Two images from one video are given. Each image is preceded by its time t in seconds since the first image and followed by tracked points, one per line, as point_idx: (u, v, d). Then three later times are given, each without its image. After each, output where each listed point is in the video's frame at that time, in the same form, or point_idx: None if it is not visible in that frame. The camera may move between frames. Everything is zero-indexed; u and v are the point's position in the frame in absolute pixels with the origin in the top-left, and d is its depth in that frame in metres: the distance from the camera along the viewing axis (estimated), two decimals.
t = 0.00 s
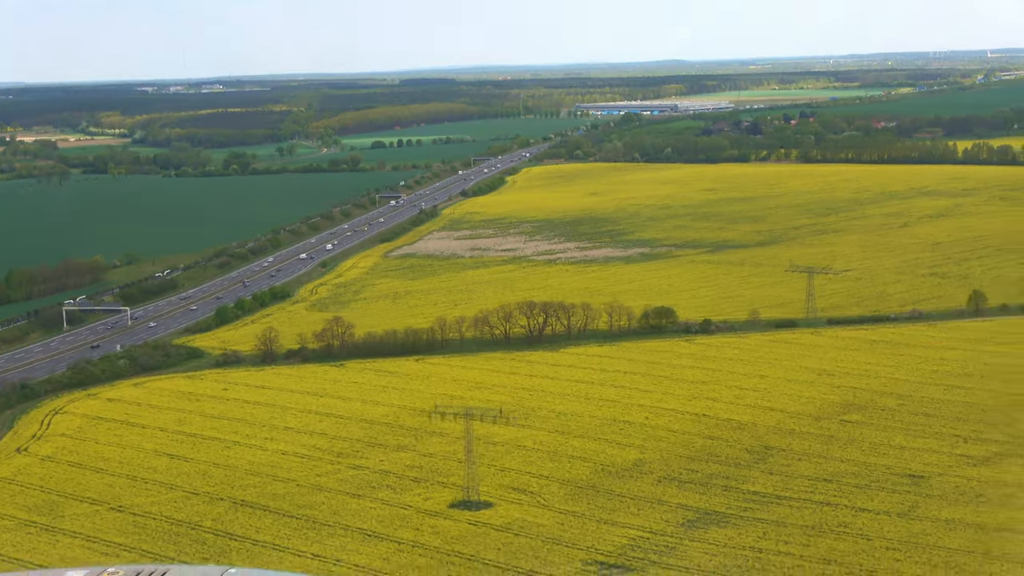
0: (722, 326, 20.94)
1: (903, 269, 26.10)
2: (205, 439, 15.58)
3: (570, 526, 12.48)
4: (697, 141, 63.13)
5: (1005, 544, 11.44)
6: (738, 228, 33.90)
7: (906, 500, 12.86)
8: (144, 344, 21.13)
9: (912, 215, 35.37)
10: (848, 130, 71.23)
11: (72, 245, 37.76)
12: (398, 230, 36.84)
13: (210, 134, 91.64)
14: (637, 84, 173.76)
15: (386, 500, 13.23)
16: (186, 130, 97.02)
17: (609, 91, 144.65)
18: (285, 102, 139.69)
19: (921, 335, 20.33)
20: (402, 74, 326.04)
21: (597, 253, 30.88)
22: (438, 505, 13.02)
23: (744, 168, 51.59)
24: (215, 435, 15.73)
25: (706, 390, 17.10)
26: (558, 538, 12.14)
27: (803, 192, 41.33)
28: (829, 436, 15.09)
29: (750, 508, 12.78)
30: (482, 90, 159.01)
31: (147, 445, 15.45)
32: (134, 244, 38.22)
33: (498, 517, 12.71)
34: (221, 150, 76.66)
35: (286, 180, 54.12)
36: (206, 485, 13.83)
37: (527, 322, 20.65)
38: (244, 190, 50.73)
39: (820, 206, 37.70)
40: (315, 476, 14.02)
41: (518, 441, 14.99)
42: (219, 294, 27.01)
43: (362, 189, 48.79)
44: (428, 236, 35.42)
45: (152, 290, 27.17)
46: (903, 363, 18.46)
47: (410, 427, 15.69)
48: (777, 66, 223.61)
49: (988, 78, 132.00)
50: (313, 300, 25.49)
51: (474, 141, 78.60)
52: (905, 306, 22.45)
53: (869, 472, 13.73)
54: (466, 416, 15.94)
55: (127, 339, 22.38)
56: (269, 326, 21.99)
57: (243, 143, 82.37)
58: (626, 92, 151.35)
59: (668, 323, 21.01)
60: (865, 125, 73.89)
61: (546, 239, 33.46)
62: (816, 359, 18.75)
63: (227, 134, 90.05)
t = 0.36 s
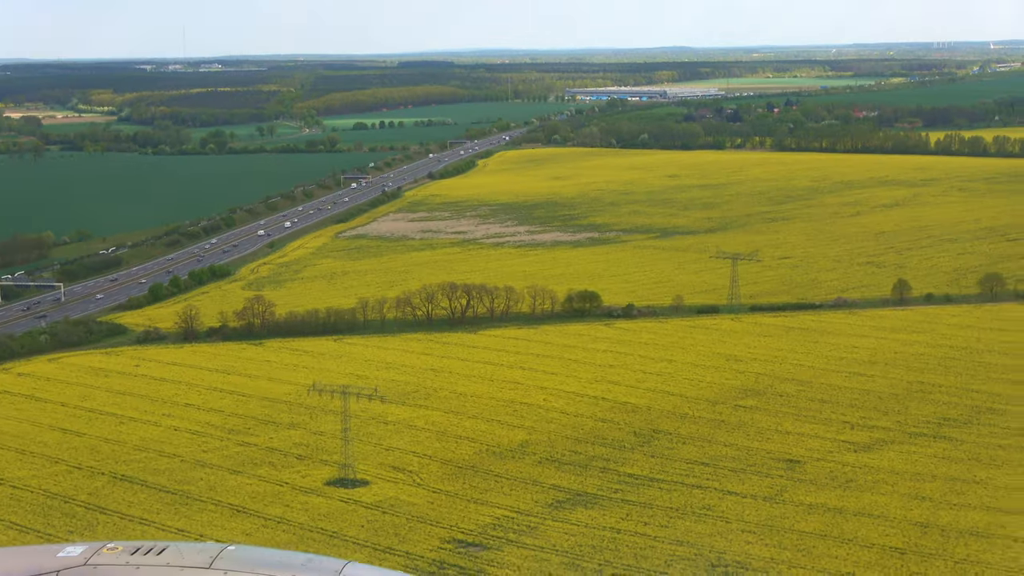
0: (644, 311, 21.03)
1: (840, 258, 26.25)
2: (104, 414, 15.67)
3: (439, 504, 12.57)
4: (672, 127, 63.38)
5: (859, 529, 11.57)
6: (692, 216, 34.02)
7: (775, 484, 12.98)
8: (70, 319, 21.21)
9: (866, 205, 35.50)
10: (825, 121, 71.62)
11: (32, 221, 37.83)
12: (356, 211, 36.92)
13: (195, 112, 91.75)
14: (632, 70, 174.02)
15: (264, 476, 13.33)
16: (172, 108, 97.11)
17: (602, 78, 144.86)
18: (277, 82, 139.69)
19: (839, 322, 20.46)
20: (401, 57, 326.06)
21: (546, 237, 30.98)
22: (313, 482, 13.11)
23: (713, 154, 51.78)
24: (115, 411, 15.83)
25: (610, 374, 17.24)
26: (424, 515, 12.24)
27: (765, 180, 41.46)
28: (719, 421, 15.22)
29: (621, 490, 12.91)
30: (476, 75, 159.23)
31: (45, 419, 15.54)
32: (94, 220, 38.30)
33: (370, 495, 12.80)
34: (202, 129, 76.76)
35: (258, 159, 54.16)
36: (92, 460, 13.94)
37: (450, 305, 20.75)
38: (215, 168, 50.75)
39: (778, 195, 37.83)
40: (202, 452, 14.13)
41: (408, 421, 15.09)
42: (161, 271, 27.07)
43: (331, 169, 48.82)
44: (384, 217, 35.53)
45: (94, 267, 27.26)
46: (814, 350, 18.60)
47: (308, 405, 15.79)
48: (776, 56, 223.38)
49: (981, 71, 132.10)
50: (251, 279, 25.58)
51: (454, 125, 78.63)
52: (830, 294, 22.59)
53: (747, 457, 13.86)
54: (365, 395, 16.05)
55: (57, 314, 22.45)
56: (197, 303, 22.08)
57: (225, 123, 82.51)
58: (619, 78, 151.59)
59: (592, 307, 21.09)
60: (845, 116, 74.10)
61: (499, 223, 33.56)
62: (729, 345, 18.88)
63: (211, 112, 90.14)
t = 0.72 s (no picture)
0: (567, 304, 21.14)
1: (776, 251, 26.42)
2: (4, 406, 15.75)
3: (312, 493, 12.67)
4: (645, 122, 63.57)
5: (717, 517, 11.67)
6: (644, 210, 34.11)
7: (649, 473, 13.10)
8: None
9: (820, 199, 35.61)
10: (799, 116, 71.98)
11: None
12: (312, 205, 36.97)
13: (176, 108, 91.84)
14: (622, 65, 174.06)
15: (146, 466, 13.41)
16: (155, 103, 97.17)
17: (590, 74, 145.13)
18: (264, 78, 139.69)
19: (759, 314, 20.55)
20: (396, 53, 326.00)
21: (494, 231, 31.05)
22: (194, 472, 13.20)
23: (681, 149, 51.99)
24: (15, 403, 15.87)
25: (517, 365, 17.36)
26: (293, 504, 12.34)
27: (726, 175, 41.57)
28: (612, 411, 15.34)
29: (496, 479, 13.02)
30: (465, 70, 159.36)
31: None
32: (52, 213, 38.31)
33: (247, 484, 12.88)
34: (179, 125, 76.85)
35: (227, 152, 54.15)
36: None
37: (372, 297, 20.86)
38: (181, 160, 50.75)
39: (734, 189, 37.91)
40: (90, 444, 14.19)
41: (303, 412, 15.22)
42: (101, 264, 27.13)
43: (296, 162, 48.88)
44: (338, 211, 35.61)
45: (35, 259, 27.30)
46: (726, 341, 18.74)
47: (208, 396, 15.88)
48: (770, 51, 223.61)
49: (970, 66, 132.29)
50: (189, 272, 25.64)
51: (432, 120, 78.72)
52: (758, 287, 22.71)
53: (629, 447, 13.98)
54: (267, 386, 16.16)
55: None
56: (125, 295, 22.15)
57: (204, 119, 82.62)
58: (608, 74, 151.80)
59: (515, 299, 21.22)
60: (821, 112, 74.55)
61: (450, 216, 33.63)
62: (643, 336, 18.99)
63: (192, 108, 90.24)
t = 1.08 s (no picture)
0: (490, 299, 21.28)
1: (712, 246, 26.58)
2: None
3: (189, 485, 12.77)
4: (617, 118, 63.77)
5: (581, 507, 11.80)
6: (595, 207, 34.24)
7: (527, 464, 13.22)
8: None
9: (772, 195, 35.79)
10: (773, 112, 72.19)
11: None
12: (267, 203, 37.08)
13: (156, 107, 91.92)
14: (610, 62, 174.10)
15: (31, 461, 13.51)
16: (135, 103, 97.22)
17: (576, 73, 145.35)
18: (249, 76, 139.53)
19: (680, 308, 20.69)
20: (387, 52, 325.61)
21: (442, 228, 31.19)
22: (77, 467, 13.31)
23: (647, 146, 52.16)
24: None
25: (425, 360, 17.48)
26: (167, 497, 12.43)
27: (684, 172, 41.71)
28: (508, 404, 15.47)
29: (374, 471, 13.14)
30: (450, 68, 159.55)
31: None
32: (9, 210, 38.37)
33: (126, 478, 12.98)
34: (156, 124, 76.93)
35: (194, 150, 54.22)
36: None
37: (295, 293, 20.98)
38: (146, 158, 50.82)
39: (689, 185, 38.10)
40: None
41: (199, 406, 15.33)
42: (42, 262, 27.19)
43: (261, 160, 48.99)
44: (292, 209, 35.73)
45: None
46: (639, 335, 18.88)
47: (110, 391, 15.99)
48: (760, 47, 223.85)
49: (954, 60, 132.65)
50: (127, 270, 25.74)
51: (409, 118, 78.76)
52: (684, 281, 22.85)
53: (514, 438, 14.11)
54: (170, 383, 16.29)
55: None
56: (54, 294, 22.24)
57: (182, 118, 82.72)
58: (594, 71, 151.86)
59: (440, 295, 21.35)
60: (795, 108, 74.83)
61: (402, 214, 33.77)
62: (557, 330, 19.12)
63: (172, 107, 90.33)
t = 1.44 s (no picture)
0: (414, 298, 21.40)
1: (649, 245, 26.72)
2: None
3: (67, 484, 12.88)
4: (588, 118, 63.98)
5: (445, 502, 11.91)
6: (546, 206, 34.37)
7: (405, 460, 13.34)
8: None
9: (724, 193, 35.93)
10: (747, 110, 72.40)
11: None
12: (221, 206, 37.15)
13: (135, 109, 92.04)
14: (598, 62, 174.33)
15: None
16: (116, 106, 97.34)
17: (561, 73, 145.55)
18: (235, 79, 139.64)
19: (600, 305, 20.82)
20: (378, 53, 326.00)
21: (388, 229, 31.31)
22: None
23: (614, 145, 52.37)
24: None
25: (333, 359, 17.61)
26: (42, 495, 12.52)
27: (642, 171, 41.85)
28: (404, 401, 15.60)
29: (254, 468, 13.25)
30: (436, 69, 159.87)
31: None
32: None
33: (7, 476, 13.07)
34: (132, 127, 77.10)
35: (162, 153, 54.28)
36: None
37: (218, 294, 21.08)
38: (111, 161, 50.87)
39: (643, 185, 38.25)
40: None
41: (97, 407, 15.45)
42: None
43: (225, 162, 49.08)
44: (245, 211, 35.83)
45: None
46: (552, 331, 19.01)
47: (13, 393, 16.07)
48: (749, 45, 224.07)
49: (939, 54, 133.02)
50: (66, 273, 25.81)
51: (385, 120, 78.98)
52: (612, 279, 22.95)
53: (399, 435, 14.24)
54: (74, 384, 16.42)
55: None
56: None
57: (159, 121, 82.83)
58: (580, 71, 152.47)
59: (363, 294, 21.48)
60: (770, 106, 75.06)
61: (352, 215, 33.87)
62: (472, 328, 19.24)
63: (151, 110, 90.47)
